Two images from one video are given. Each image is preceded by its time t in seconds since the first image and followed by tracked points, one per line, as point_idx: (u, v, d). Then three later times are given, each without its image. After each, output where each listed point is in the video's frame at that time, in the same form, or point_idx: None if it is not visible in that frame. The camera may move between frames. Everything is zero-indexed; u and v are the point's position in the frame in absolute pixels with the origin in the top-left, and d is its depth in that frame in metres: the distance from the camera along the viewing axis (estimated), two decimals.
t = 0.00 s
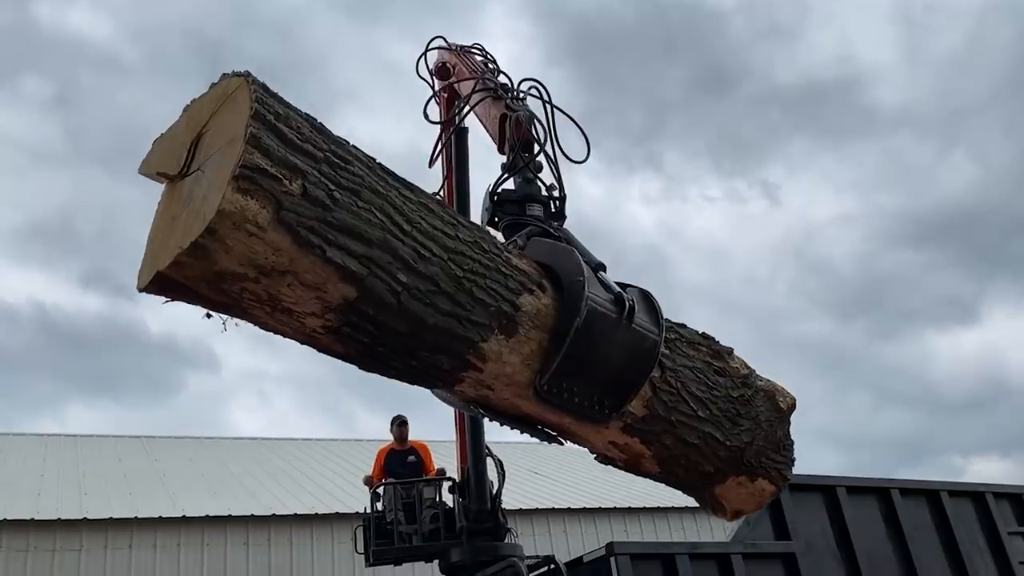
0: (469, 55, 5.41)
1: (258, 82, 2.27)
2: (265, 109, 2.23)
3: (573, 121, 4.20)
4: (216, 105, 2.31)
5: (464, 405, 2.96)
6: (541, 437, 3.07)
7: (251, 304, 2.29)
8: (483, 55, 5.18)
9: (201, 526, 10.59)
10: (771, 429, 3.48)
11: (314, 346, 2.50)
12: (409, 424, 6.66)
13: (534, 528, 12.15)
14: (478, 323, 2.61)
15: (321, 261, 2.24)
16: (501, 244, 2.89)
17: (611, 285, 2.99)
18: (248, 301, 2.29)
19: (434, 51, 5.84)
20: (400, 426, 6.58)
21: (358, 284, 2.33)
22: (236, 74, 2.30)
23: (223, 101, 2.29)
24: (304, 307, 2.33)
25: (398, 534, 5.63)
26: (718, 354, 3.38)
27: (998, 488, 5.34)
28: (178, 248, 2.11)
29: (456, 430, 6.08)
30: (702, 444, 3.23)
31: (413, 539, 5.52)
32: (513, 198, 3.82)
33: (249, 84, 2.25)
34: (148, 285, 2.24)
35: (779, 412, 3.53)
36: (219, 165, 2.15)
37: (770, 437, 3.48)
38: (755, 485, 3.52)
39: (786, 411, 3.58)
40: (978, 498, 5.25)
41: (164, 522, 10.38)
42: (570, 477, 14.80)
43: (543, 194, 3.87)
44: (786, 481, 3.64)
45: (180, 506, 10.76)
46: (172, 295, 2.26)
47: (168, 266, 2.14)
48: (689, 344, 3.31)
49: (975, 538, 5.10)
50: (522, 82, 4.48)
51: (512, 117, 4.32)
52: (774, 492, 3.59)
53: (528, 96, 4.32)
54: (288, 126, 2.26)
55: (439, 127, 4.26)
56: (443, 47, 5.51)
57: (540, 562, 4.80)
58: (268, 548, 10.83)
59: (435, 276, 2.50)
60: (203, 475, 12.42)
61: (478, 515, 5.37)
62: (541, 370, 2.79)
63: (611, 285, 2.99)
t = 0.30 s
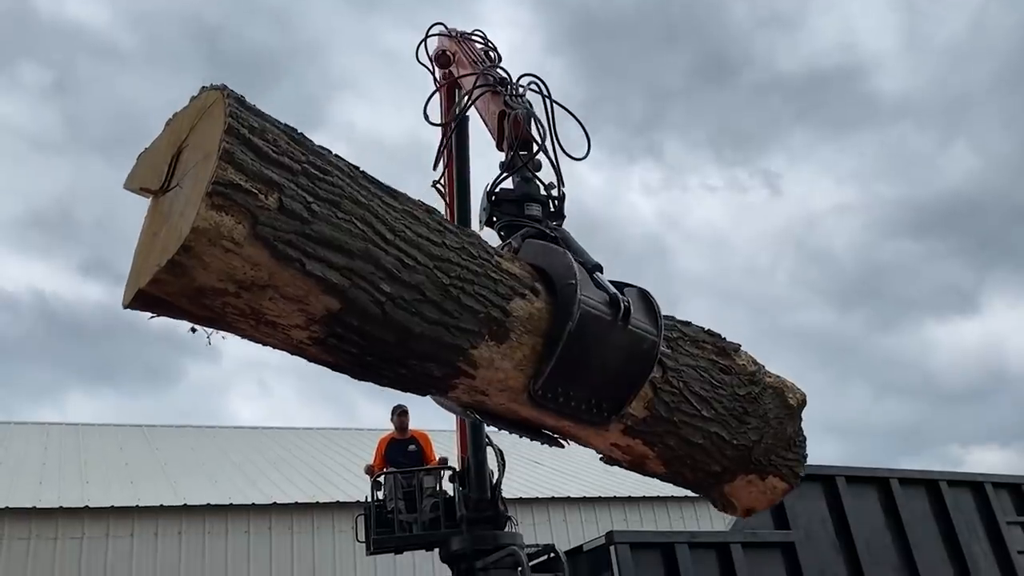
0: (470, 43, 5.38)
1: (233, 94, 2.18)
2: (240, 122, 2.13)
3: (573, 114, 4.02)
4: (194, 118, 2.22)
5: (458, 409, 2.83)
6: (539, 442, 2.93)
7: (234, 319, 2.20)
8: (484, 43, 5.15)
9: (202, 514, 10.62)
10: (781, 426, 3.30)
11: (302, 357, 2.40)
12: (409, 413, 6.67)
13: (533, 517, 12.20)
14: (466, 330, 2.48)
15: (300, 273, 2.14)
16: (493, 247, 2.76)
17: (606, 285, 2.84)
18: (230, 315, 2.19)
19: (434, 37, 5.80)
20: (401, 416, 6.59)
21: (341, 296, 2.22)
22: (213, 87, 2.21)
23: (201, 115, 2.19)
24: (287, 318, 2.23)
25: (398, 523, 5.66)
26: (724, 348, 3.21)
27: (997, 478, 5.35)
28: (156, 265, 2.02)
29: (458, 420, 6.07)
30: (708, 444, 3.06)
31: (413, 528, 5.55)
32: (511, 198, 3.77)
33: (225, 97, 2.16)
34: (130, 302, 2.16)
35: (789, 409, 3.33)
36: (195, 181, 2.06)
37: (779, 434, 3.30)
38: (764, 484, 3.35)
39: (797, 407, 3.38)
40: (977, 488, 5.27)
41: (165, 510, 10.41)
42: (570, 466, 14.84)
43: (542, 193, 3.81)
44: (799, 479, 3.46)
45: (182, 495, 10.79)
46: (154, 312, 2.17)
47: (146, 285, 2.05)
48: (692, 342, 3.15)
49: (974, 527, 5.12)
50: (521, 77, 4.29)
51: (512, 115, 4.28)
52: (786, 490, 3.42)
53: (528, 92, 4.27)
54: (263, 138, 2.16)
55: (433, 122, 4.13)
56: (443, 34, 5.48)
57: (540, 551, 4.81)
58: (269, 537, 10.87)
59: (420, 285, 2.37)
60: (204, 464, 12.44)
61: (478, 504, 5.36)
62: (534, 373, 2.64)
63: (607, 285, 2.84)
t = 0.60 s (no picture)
0: (470, 27, 5.37)
1: (208, 99, 2.17)
2: (213, 126, 2.12)
3: (570, 100, 3.95)
4: (172, 125, 2.21)
5: (460, 403, 2.84)
6: (542, 433, 2.93)
7: (221, 321, 2.21)
8: (484, 28, 5.14)
9: (204, 499, 10.65)
10: (792, 410, 3.27)
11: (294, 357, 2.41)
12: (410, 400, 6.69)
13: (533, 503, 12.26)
14: (455, 325, 2.46)
15: (279, 274, 2.13)
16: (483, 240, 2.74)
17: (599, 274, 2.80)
18: (216, 317, 2.20)
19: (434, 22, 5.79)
20: (402, 403, 6.61)
21: (323, 294, 2.21)
22: (189, 93, 2.20)
23: (179, 122, 2.19)
24: (272, 319, 2.23)
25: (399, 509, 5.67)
26: (729, 334, 3.20)
27: (996, 465, 5.37)
28: (136, 272, 2.03)
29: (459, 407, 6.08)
30: (714, 431, 3.05)
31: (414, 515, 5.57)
32: (508, 189, 3.75)
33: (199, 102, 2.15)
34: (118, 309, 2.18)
35: (798, 392, 3.30)
36: (171, 187, 2.06)
37: (790, 418, 3.27)
38: (777, 470, 3.32)
39: (808, 391, 3.36)
40: (976, 475, 5.29)
41: (166, 495, 10.44)
42: (571, 453, 14.88)
43: (539, 183, 3.80)
44: (813, 463, 3.42)
45: (183, 481, 10.82)
46: (141, 318, 2.19)
47: (129, 292, 2.07)
48: (696, 329, 3.13)
49: (974, 514, 5.14)
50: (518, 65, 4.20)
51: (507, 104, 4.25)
52: (801, 476, 3.39)
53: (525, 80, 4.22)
54: (239, 141, 2.15)
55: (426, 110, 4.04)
56: (443, 19, 5.47)
57: (540, 537, 4.82)
58: (270, 523, 10.92)
59: (404, 281, 2.36)
60: (205, 450, 12.48)
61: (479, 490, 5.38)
62: (528, 365, 2.62)
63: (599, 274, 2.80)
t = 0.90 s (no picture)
0: (470, 10, 5.35)
1: (185, 97, 2.17)
2: (189, 124, 2.12)
3: (569, 85, 3.93)
4: (153, 123, 2.22)
5: (460, 393, 2.85)
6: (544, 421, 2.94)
7: (209, 318, 2.22)
8: (484, 11, 5.12)
9: (206, 482, 10.71)
10: (801, 392, 3.27)
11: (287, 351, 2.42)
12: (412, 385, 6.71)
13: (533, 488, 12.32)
14: (442, 316, 2.46)
15: (261, 269, 2.14)
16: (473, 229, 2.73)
17: (592, 261, 2.77)
18: (204, 314, 2.21)
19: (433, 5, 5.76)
20: (404, 388, 6.63)
21: (307, 287, 2.21)
22: (167, 92, 2.21)
23: (158, 121, 2.20)
24: (259, 313, 2.24)
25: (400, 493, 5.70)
26: (733, 316, 3.19)
27: (995, 451, 5.39)
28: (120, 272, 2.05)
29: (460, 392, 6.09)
30: (719, 414, 3.06)
31: (415, 499, 5.60)
32: (506, 175, 3.75)
33: (176, 101, 2.15)
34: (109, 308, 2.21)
35: (807, 373, 3.30)
36: (150, 187, 2.07)
37: (799, 400, 3.27)
38: (787, 451, 3.33)
39: (818, 371, 3.35)
40: (975, 460, 5.31)
41: (168, 479, 10.50)
42: (572, 439, 14.93)
43: (537, 169, 3.80)
44: (825, 444, 3.43)
45: (185, 464, 10.87)
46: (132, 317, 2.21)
47: (114, 292, 2.09)
48: (699, 312, 3.13)
49: (972, 499, 5.16)
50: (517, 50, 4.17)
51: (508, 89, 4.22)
52: (813, 458, 3.39)
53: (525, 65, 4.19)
54: (215, 139, 2.15)
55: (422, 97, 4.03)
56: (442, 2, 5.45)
57: (539, 520, 4.85)
58: (272, 506, 10.97)
59: (388, 273, 2.36)
60: (206, 434, 12.52)
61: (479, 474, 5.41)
62: (520, 355, 2.62)
63: (592, 261, 2.76)
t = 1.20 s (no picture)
0: None
1: (163, 110, 2.16)
2: (167, 138, 2.12)
3: (570, 74, 3.87)
4: (135, 135, 2.22)
5: (458, 395, 2.86)
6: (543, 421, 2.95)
7: (197, 328, 2.23)
8: None
9: (207, 465, 10.75)
10: (809, 386, 3.26)
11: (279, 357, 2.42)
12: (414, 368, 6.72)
13: (533, 471, 12.36)
14: (430, 323, 2.45)
15: (242, 282, 2.14)
16: (464, 231, 2.72)
17: (585, 259, 2.72)
18: (192, 325, 2.22)
19: None
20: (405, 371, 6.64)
21: (291, 297, 2.21)
22: (148, 104, 2.20)
23: (140, 134, 2.20)
24: (246, 324, 2.25)
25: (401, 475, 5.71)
26: (738, 312, 3.19)
27: (994, 436, 5.40)
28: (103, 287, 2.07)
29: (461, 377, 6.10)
30: (723, 411, 3.06)
31: (416, 482, 5.62)
32: (505, 171, 3.74)
33: (155, 114, 2.15)
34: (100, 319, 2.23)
35: (816, 367, 3.29)
36: (130, 202, 2.08)
37: (808, 395, 3.26)
38: (795, 446, 3.32)
39: (827, 366, 3.34)
40: (975, 445, 5.32)
41: (169, 461, 10.55)
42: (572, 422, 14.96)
43: (537, 165, 3.78)
44: (838, 439, 3.42)
45: (186, 448, 10.91)
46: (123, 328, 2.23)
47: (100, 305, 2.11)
48: (702, 308, 3.13)
49: (971, 482, 5.17)
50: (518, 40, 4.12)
51: (508, 82, 4.18)
52: (823, 453, 3.38)
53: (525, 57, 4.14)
54: (193, 152, 2.14)
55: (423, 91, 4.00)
56: None
57: (539, 503, 4.87)
58: (273, 489, 11.02)
59: (374, 280, 2.35)
60: (207, 418, 12.56)
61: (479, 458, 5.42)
62: (512, 358, 2.61)
63: (585, 259, 2.72)
